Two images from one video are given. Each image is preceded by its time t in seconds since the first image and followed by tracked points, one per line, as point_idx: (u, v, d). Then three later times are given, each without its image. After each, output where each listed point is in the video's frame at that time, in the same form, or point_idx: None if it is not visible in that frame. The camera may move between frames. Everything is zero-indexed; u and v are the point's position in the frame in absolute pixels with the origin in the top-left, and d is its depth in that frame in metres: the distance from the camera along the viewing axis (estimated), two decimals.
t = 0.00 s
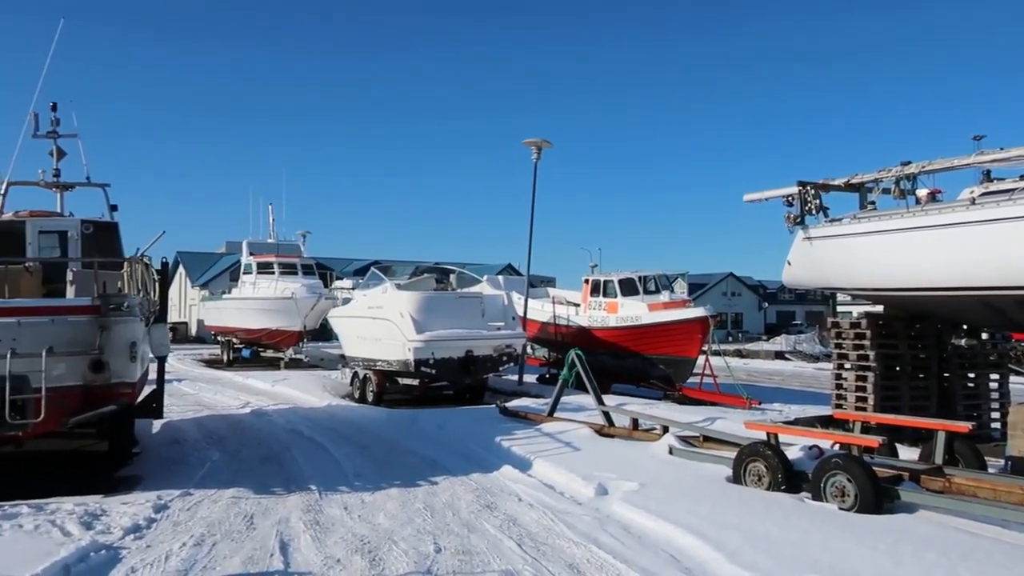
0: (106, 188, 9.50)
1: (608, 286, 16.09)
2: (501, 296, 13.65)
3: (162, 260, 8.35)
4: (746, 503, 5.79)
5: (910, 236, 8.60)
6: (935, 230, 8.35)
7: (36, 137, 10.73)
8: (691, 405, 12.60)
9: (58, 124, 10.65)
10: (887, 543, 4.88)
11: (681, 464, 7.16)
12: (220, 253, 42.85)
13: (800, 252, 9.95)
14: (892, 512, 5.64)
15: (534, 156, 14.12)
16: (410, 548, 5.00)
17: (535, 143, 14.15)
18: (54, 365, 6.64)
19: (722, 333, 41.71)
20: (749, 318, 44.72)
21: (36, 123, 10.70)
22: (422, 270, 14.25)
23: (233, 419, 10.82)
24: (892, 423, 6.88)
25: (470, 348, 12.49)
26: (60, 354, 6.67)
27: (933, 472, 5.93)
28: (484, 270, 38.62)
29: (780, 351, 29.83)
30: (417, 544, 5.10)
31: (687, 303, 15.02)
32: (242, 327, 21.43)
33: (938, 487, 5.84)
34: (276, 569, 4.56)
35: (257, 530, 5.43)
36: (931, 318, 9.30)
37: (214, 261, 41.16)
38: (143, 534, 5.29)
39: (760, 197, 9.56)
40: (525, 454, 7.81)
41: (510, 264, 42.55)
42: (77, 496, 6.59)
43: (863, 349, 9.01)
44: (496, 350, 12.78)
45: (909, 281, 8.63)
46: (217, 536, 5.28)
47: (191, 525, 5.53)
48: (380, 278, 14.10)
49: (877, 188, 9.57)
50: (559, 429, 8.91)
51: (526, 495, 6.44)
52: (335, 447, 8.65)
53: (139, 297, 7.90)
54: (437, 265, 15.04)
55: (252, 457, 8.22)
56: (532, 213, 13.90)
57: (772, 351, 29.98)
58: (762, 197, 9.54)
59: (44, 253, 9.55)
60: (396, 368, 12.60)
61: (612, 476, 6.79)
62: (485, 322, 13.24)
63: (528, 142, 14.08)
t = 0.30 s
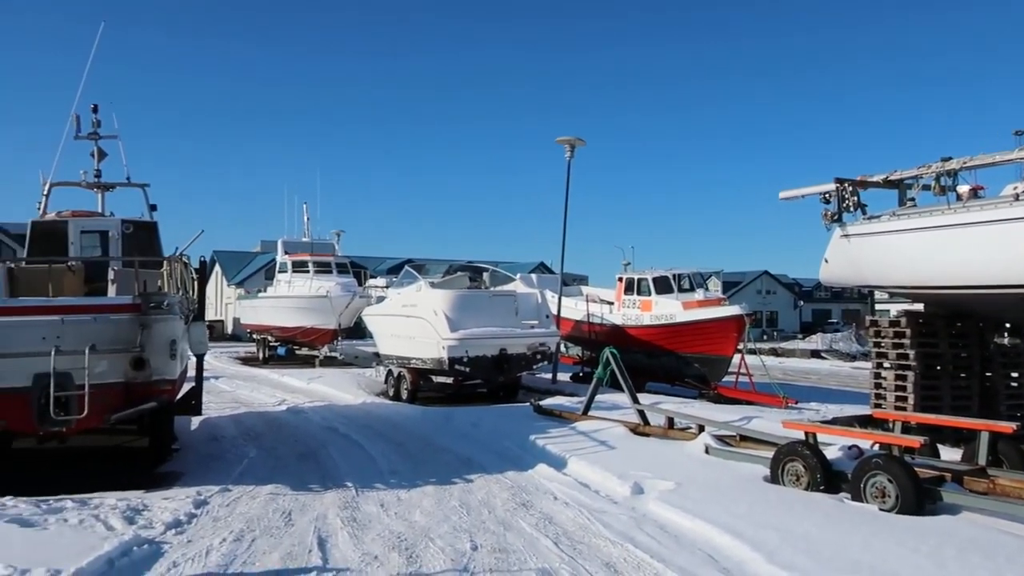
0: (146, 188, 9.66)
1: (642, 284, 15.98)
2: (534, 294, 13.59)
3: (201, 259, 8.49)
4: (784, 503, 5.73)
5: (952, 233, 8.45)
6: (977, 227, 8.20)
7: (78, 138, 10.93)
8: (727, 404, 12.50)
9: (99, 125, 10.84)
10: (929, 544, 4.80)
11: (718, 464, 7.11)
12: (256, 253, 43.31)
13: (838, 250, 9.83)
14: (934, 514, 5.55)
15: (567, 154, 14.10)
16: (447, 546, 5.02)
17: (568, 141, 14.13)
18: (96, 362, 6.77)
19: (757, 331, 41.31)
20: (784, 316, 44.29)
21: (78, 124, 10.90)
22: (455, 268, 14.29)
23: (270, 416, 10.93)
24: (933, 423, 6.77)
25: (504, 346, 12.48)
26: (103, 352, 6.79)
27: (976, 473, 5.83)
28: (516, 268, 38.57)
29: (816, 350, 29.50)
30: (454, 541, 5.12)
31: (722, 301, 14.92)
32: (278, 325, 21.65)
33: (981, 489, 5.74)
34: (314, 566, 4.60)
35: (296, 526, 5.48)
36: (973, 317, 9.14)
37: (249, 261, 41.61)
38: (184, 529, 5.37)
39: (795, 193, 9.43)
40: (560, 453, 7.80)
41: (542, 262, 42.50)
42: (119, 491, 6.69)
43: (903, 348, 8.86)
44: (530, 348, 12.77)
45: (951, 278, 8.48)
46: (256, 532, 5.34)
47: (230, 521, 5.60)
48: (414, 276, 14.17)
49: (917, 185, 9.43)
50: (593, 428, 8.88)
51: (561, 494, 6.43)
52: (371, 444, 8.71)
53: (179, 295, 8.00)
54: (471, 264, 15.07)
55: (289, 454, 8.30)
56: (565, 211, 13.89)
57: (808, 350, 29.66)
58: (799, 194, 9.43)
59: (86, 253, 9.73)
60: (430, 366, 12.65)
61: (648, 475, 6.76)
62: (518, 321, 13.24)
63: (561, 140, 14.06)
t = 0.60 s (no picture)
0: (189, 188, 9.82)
1: (681, 282, 15.83)
2: (573, 292, 13.54)
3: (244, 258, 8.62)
4: (829, 503, 5.66)
5: (1000, 229, 8.27)
6: None
7: (124, 140, 11.14)
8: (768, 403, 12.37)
9: (144, 127, 11.03)
10: (980, 547, 4.71)
11: (759, 463, 7.04)
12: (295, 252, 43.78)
13: (882, 247, 9.67)
14: (983, 516, 5.44)
15: (605, 152, 14.05)
16: (488, 543, 5.03)
17: (606, 139, 14.08)
18: (143, 359, 6.89)
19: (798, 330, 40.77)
20: (825, 314, 43.73)
21: (124, 126, 11.11)
22: (493, 266, 14.31)
23: (311, 413, 11.05)
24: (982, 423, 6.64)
25: (542, 344, 12.45)
26: (150, 349, 6.92)
27: None
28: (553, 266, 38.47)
29: (858, 348, 29.08)
30: (494, 539, 5.12)
31: (763, 299, 14.77)
32: (318, 323, 21.86)
33: None
34: (357, 562, 4.64)
35: (338, 522, 5.53)
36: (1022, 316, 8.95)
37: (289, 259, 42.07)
38: (229, 524, 5.44)
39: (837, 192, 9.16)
40: (601, 451, 7.77)
41: (580, 260, 42.43)
42: (165, 486, 6.80)
43: (949, 347, 8.70)
44: (569, 347, 12.72)
45: (999, 275, 8.30)
46: (299, 527, 5.40)
47: (274, 516, 5.67)
48: (453, 274, 14.23)
49: (964, 180, 9.23)
50: (633, 426, 8.84)
51: (602, 493, 6.41)
52: (411, 442, 8.75)
53: (223, 294, 8.12)
54: (509, 262, 15.08)
55: (331, 451, 8.38)
56: (603, 209, 13.85)
57: (849, 348, 29.24)
58: (841, 190, 9.25)
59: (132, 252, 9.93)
60: (469, 364, 12.69)
61: (689, 474, 6.71)
62: (557, 319, 13.21)
63: (600, 138, 14.01)
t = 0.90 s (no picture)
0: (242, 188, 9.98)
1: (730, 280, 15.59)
2: (621, 290, 13.56)
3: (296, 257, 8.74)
4: (885, 504, 5.55)
5: None
6: None
7: (179, 141, 11.37)
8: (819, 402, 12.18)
9: (198, 128, 11.24)
10: None
11: (813, 463, 6.94)
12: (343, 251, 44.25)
13: (939, 243, 9.42)
14: None
15: (652, 148, 13.96)
16: (539, 541, 5.03)
17: (654, 135, 13.98)
18: (199, 356, 7.04)
19: (849, 327, 40.04)
20: (877, 312, 42.92)
21: (178, 127, 11.34)
22: (540, 264, 14.31)
23: (361, 410, 11.17)
24: None
25: (590, 342, 12.41)
26: (205, 346, 7.05)
27: None
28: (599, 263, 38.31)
29: (911, 347, 28.50)
30: (545, 536, 5.13)
31: (814, 296, 14.54)
32: (367, 321, 22.08)
33: None
34: (409, 557, 4.68)
35: (389, 518, 5.58)
36: None
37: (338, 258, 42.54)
38: (283, 518, 5.53)
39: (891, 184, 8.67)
40: (650, 449, 7.73)
41: (626, 258, 42.26)
42: (220, 480, 6.93)
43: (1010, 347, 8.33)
44: (616, 345, 12.65)
45: None
46: (352, 522, 5.46)
47: (326, 511, 5.74)
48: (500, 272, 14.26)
49: None
50: (683, 425, 8.78)
51: (652, 491, 6.38)
52: (459, 439, 8.79)
53: (275, 291, 8.22)
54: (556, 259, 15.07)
55: (381, 447, 8.47)
56: (651, 206, 13.77)
57: (903, 347, 28.67)
58: (894, 185, 8.58)
59: (187, 251, 10.14)
60: (516, 362, 12.72)
61: (741, 473, 6.64)
62: (605, 316, 13.14)
63: (646, 134, 13.92)
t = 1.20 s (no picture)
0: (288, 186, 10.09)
1: (775, 276, 15.50)
2: (664, 287, 13.32)
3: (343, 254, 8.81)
4: (938, 506, 5.45)
5: None
6: None
7: (226, 140, 11.54)
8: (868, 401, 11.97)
9: (245, 128, 11.41)
10: None
11: (862, 463, 6.83)
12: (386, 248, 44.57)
13: (991, 239, 8.81)
14: None
15: (695, 144, 13.83)
16: (584, 538, 5.02)
17: (697, 131, 13.86)
18: (247, 352, 7.14)
19: (898, 325, 39.24)
20: (926, 309, 42.09)
21: (225, 127, 11.50)
22: (582, 261, 14.27)
23: (405, 406, 11.24)
24: None
25: (633, 339, 12.34)
26: (253, 343, 7.15)
27: None
28: (641, 261, 38.08)
29: (962, 345, 27.90)
30: (590, 534, 5.12)
31: (862, 294, 14.28)
32: (409, 317, 22.21)
33: None
34: (454, 553, 4.70)
35: (435, 514, 5.61)
36: None
37: (381, 255, 42.86)
38: (330, 513, 5.58)
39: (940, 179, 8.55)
40: (695, 448, 7.67)
41: (669, 255, 41.90)
42: (268, 475, 7.04)
43: None
44: (660, 342, 12.55)
45: None
46: (398, 518, 5.50)
47: (373, 507, 5.79)
48: (543, 269, 14.27)
49: None
50: (729, 423, 8.69)
51: (697, 490, 6.33)
52: (502, 436, 8.81)
53: (321, 288, 8.30)
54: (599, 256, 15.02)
55: (425, 443, 8.51)
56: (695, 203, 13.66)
57: (953, 345, 28.05)
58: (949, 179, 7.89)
59: (234, 249, 10.28)
60: (559, 359, 12.71)
61: (788, 472, 6.57)
62: (648, 314, 13.04)
63: (689, 130, 13.80)
